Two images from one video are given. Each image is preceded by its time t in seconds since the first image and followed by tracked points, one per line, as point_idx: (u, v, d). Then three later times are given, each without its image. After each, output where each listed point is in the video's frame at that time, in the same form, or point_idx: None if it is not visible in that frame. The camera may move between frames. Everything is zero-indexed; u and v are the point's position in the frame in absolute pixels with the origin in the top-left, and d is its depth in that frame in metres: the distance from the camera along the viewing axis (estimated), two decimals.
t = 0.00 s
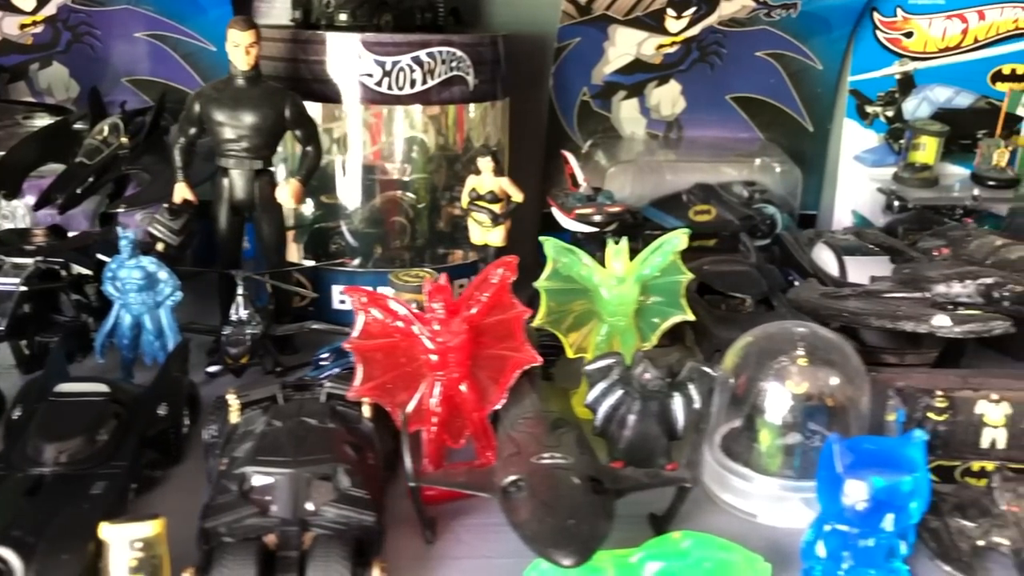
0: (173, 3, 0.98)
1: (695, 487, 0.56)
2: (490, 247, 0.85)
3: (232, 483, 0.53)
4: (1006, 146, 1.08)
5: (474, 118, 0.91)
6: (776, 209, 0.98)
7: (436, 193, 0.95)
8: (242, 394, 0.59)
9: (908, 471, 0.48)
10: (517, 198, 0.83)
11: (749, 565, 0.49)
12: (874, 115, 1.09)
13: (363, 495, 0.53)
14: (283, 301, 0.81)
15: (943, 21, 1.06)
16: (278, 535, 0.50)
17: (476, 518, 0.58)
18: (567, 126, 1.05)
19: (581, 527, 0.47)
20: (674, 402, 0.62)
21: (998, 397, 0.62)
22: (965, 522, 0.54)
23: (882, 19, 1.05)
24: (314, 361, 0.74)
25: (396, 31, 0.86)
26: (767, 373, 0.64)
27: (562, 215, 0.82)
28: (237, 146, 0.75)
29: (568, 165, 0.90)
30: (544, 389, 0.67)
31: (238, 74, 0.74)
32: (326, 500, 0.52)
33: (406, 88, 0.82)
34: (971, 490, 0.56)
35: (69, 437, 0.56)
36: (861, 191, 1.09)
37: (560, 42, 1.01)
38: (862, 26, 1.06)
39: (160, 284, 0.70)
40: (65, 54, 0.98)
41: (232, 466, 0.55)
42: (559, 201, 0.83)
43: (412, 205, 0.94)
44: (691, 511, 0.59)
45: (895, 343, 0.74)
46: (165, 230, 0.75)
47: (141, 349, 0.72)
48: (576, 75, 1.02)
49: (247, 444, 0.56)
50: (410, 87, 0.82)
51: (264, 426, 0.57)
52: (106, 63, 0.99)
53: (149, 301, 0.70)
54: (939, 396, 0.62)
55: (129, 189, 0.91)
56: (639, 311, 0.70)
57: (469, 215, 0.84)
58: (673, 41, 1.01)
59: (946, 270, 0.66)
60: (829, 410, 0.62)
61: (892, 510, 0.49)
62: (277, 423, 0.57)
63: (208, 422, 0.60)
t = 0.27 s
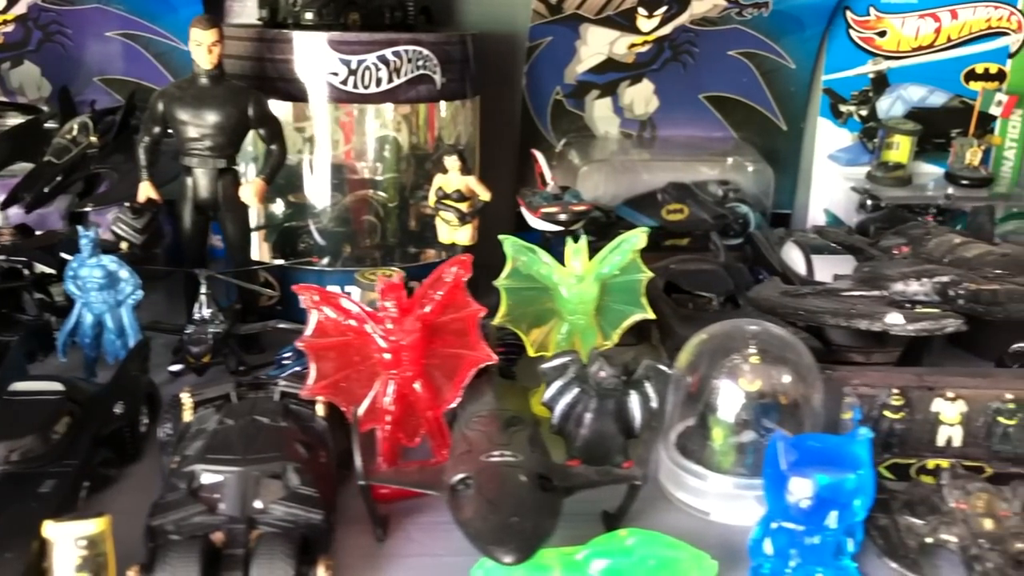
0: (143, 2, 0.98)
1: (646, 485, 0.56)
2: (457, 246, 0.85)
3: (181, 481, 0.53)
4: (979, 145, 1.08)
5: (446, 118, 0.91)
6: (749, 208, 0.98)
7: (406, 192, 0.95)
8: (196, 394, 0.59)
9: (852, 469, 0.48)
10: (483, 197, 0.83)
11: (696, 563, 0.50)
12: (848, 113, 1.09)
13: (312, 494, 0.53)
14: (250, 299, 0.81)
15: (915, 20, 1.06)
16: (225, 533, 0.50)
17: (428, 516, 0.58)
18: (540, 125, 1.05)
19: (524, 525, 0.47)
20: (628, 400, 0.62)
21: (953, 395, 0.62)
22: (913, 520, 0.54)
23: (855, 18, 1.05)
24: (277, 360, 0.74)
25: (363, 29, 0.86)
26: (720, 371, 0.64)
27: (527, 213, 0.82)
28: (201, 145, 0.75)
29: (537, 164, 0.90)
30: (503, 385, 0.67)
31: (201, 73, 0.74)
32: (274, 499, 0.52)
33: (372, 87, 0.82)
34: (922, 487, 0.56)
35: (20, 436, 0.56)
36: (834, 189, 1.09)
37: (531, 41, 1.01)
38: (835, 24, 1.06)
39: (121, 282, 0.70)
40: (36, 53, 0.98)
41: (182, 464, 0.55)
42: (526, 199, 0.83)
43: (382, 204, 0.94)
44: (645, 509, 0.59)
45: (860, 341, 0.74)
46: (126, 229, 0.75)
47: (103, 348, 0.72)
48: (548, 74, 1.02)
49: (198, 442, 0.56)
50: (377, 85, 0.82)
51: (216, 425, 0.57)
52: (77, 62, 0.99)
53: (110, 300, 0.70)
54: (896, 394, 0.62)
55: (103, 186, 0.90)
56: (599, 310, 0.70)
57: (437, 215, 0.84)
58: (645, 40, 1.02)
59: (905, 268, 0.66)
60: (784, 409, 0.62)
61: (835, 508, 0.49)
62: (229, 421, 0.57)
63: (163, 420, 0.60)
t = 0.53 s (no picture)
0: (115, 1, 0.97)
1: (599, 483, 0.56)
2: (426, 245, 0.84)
3: (131, 480, 0.53)
4: (954, 144, 1.08)
5: (418, 117, 0.91)
6: (722, 208, 0.99)
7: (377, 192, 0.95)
8: (151, 394, 0.59)
9: (798, 467, 0.49)
10: (451, 195, 0.83)
11: (645, 561, 0.50)
12: (823, 112, 1.09)
13: (263, 492, 0.53)
14: (217, 298, 0.81)
15: (889, 19, 1.06)
16: (174, 531, 0.50)
17: (383, 515, 0.58)
18: (515, 124, 1.05)
19: (469, 522, 0.47)
20: (587, 398, 0.62)
21: (911, 394, 0.62)
22: (864, 518, 0.54)
23: (829, 17, 1.05)
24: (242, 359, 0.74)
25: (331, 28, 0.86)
26: (675, 368, 0.64)
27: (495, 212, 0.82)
28: (166, 144, 0.75)
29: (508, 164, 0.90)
30: (465, 384, 0.67)
31: (166, 72, 0.74)
32: (224, 497, 0.52)
33: (339, 86, 0.82)
34: (874, 485, 0.57)
35: None
36: (809, 187, 1.09)
37: (504, 40, 1.01)
38: (810, 23, 1.06)
39: (84, 281, 0.70)
40: (8, 52, 0.98)
41: (134, 464, 0.55)
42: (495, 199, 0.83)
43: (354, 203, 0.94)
44: (601, 507, 0.59)
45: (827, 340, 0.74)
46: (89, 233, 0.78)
47: (66, 347, 0.72)
48: (522, 73, 1.02)
49: (152, 441, 0.56)
50: (343, 84, 0.82)
51: (171, 423, 0.57)
52: (49, 62, 0.99)
53: (72, 299, 0.70)
54: (853, 393, 0.62)
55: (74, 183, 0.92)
56: (561, 308, 0.70)
57: (405, 213, 0.84)
58: (618, 39, 1.02)
59: (865, 267, 0.66)
60: (740, 406, 0.62)
61: (781, 505, 0.49)
62: (183, 420, 0.57)
63: (119, 418, 0.60)
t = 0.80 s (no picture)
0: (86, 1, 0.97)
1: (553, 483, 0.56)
2: (395, 245, 0.84)
3: (82, 480, 0.53)
4: (929, 144, 1.08)
5: (391, 116, 0.91)
6: (696, 208, 0.99)
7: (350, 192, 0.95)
8: (107, 394, 0.59)
9: (745, 467, 0.49)
10: (420, 195, 0.83)
11: (593, 561, 0.50)
12: (799, 112, 1.09)
13: (214, 492, 0.52)
14: (185, 298, 0.81)
15: (864, 19, 1.07)
16: (124, 531, 0.51)
17: (338, 515, 0.58)
18: (490, 124, 1.05)
19: (414, 522, 0.47)
20: (545, 397, 0.62)
21: (870, 393, 0.62)
22: (817, 517, 0.54)
23: (804, 17, 1.05)
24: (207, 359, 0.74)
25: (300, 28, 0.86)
26: (631, 368, 0.64)
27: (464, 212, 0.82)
28: (130, 144, 0.75)
29: (478, 163, 0.89)
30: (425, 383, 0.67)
31: (131, 72, 0.74)
32: (175, 496, 0.52)
33: (307, 85, 0.82)
34: (829, 484, 0.57)
35: None
36: (784, 187, 1.09)
37: (477, 40, 1.01)
38: (784, 23, 1.06)
39: (46, 282, 0.70)
40: None
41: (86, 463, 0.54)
42: (463, 198, 0.82)
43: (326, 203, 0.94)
44: (557, 507, 0.59)
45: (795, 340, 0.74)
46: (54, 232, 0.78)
47: (30, 347, 0.72)
48: (496, 73, 1.02)
49: (105, 440, 0.56)
50: (312, 84, 0.82)
51: (125, 423, 0.57)
52: (20, 61, 0.99)
53: (34, 299, 0.70)
54: (811, 392, 0.62)
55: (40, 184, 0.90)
56: (526, 308, 0.70)
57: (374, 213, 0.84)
58: (591, 39, 1.02)
59: (826, 267, 0.66)
60: (697, 405, 0.62)
61: (728, 504, 0.49)
62: (136, 420, 0.57)
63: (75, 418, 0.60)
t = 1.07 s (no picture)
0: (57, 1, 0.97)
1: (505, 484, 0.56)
2: (363, 245, 0.83)
3: (31, 481, 0.53)
4: (903, 143, 1.08)
5: (362, 116, 0.91)
6: (670, 209, 1.00)
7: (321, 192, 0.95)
8: (61, 394, 0.60)
9: (690, 467, 0.49)
10: (387, 196, 0.83)
11: (541, 560, 0.50)
12: (773, 112, 1.09)
13: (163, 492, 0.52)
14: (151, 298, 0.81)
15: (838, 19, 1.07)
16: (71, 532, 0.50)
17: (292, 515, 0.58)
18: (464, 124, 1.05)
19: (357, 523, 0.47)
20: (502, 397, 0.62)
21: (827, 393, 0.62)
22: (766, 517, 0.54)
23: (778, 17, 1.05)
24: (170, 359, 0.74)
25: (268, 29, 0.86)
26: (584, 368, 0.64)
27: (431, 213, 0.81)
28: (94, 144, 0.75)
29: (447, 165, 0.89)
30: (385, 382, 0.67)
31: (94, 72, 0.74)
32: (124, 496, 0.52)
33: (273, 85, 0.82)
34: (780, 484, 0.57)
35: None
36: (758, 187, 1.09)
37: (450, 40, 1.01)
38: (758, 23, 1.06)
39: (6, 282, 0.70)
40: None
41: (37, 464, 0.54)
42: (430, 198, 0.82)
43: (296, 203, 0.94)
44: (511, 507, 0.59)
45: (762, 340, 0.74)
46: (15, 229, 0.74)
47: None
48: (469, 73, 1.02)
49: (56, 441, 0.56)
50: (277, 84, 0.82)
51: (77, 423, 0.57)
52: None
53: None
54: (768, 393, 0.62)
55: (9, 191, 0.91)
56: (488, 308, 0.70)
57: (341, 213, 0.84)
58: (564, 39, 1.02)
59: (785, 267, 0.66)
60: (652, 406, 0.62)
61: (673, 503, 0.49)
62: (89, 420, 0.57)
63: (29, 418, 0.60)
